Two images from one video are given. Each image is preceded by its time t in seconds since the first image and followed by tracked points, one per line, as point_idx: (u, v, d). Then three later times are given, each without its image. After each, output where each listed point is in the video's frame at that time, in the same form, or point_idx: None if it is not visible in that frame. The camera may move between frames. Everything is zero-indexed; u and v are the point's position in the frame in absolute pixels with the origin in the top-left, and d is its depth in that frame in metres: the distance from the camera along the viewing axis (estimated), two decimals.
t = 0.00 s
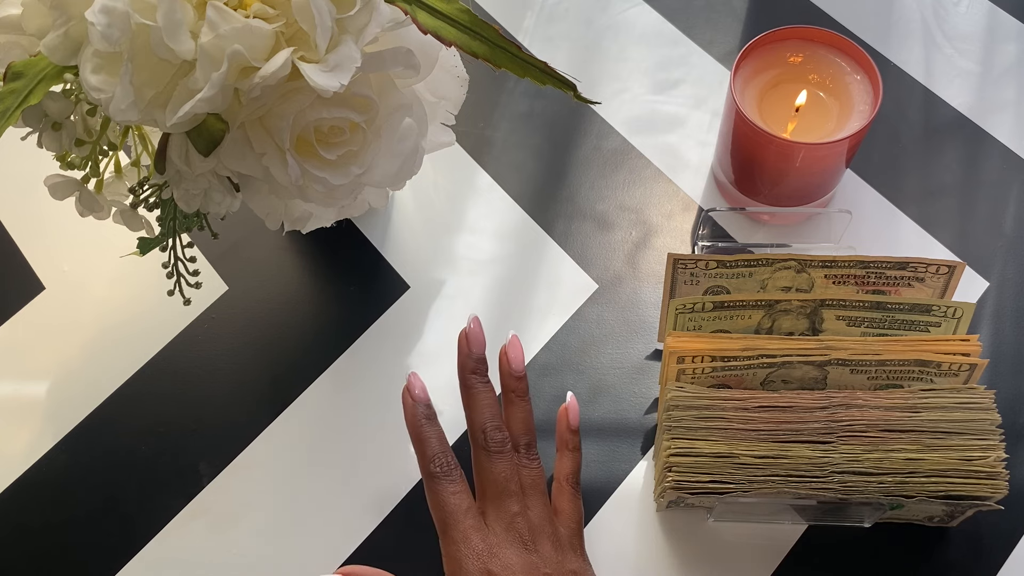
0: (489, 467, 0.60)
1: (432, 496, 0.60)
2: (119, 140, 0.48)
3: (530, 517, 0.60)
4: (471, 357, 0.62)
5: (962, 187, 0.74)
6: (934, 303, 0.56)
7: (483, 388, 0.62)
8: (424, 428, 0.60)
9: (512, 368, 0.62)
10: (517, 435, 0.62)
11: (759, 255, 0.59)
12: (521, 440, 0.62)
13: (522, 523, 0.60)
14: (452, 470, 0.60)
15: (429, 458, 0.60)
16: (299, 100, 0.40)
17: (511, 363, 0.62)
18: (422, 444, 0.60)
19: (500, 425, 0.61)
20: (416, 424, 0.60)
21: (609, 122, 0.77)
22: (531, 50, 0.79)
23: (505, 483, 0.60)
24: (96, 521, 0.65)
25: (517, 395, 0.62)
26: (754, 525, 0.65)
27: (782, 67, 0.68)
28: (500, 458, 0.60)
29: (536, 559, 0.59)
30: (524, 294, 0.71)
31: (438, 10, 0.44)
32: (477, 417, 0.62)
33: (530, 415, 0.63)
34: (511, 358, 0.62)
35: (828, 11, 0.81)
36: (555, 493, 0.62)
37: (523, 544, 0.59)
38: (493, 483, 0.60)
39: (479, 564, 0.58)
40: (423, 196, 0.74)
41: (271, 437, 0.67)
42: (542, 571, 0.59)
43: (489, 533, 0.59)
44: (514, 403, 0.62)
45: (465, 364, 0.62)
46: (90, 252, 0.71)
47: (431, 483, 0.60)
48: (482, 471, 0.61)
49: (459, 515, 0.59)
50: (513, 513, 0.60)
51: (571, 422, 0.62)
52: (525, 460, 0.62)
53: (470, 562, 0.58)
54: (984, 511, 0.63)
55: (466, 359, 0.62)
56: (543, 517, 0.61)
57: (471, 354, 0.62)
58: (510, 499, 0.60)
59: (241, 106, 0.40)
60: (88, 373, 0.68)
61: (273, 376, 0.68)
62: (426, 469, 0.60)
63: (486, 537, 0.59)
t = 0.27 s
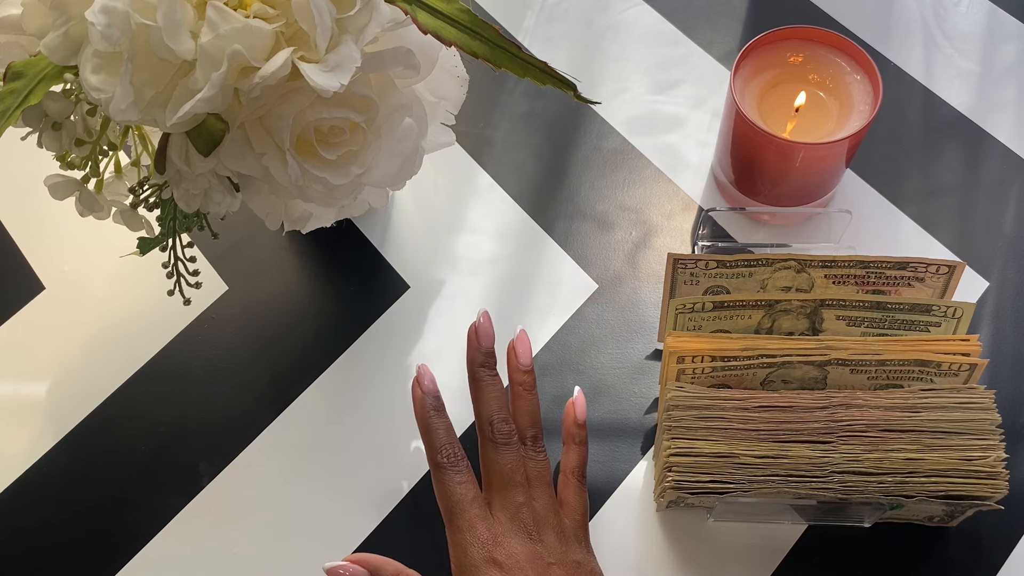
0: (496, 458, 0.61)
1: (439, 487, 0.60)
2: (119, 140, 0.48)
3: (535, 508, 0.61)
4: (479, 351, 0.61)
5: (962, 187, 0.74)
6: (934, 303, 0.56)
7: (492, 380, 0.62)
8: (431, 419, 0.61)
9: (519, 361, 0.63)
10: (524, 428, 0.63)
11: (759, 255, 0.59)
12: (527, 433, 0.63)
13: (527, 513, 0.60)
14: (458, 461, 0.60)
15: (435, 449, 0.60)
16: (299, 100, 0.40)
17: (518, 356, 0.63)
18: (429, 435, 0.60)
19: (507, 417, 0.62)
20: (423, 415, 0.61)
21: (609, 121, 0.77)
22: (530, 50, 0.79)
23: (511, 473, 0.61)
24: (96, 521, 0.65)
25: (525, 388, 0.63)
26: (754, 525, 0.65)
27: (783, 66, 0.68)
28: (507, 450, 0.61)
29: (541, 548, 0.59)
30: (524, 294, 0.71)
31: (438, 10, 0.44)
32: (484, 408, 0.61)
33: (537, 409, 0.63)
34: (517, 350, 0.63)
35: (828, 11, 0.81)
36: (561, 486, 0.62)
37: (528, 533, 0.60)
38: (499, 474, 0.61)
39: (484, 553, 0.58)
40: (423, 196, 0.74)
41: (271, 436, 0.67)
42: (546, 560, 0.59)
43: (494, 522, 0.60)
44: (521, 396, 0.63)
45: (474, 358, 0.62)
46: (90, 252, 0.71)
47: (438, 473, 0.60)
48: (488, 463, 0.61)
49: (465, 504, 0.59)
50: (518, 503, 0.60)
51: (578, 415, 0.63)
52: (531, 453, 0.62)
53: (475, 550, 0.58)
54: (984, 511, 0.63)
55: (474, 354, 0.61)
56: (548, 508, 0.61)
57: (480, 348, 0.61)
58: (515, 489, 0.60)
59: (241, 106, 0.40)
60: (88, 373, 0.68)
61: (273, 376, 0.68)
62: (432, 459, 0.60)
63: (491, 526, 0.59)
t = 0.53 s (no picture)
0: (512, 448, 0.61)
1: (456, 475, 0.60)
2: (119, 140, 0.48)
3: (550, 499, 0.61)
4: (497, 340, 0.63)
5: (962, 186, 0.74)
6: (934, 303, 0.56)
7: (507, 371, 0.63)
8: (449, 408, 0.61)
9: (532, 355, 0.63)
10: (538, 420, 0.63)
11: (759, 255, 0.59)
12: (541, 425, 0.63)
13: (542, 504, 0.60)
14: (476, 449, 0.60)
15: (453, 437, 0.61)
16: (299, 100, 0.40)
17: (532, 349, 0.64)
18: (446, 423, 0.61)
19: (523, 407, 0.62)
20: (442, 404, 0.62)
21: (609, 121, 0.77)
22: (530, 50, 0.79)
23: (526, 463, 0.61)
24: (96, 521, 0.65)
25: (538, 380, 0.64)
26: (754, 526, 0.65)
27: (783, 66, 0.68)
28: (523, 440, 0.61)
29: (556, 538, 0.59)
30: (524, 294, 0.71)
31: (438, 10, 0.44)
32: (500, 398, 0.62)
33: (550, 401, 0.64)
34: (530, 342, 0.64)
35: (828, 11, 0.81)
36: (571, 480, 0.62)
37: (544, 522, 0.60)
38: (515, 464, 0.61)
39: (501, 541, 0.59)
40: (423, 196, 0.74)
41: (271, 436, 0.67)
42: (561, 550, 0.59)
43: (510, 511, 0.60)
44: (534, 388, 0.63)
45: (491, 348, 0.63)
46: (90, 252, 0.71)
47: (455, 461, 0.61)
48: (504, 453, 0.61)
49: (482, 493, 0.60)
50: (533, 493, 0.60)
51: (586, 409, 0.63)
52: (545, 445, 0.62)
53: (492, 538, 0.59)
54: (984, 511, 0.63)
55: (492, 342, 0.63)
56: (562, 499, 0.61)
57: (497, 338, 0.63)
58: (531, 479, 0.61)
59: (240, 106, 0.40)
60: (87, 374, 0.68)
61: (273, 376, 0.68)
62: (450, 448, 0.61)
63: (507, 515, 0.60)
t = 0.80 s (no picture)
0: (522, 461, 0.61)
1: (467, 488, 0.60)
2: (119, 140, 0.48)
3: (561, 511, 0.61)
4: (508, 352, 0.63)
5: (962, 187, 0.74)
6: (934, 303, 0.56)
7: (517, 383, 0.63)
8: (459, 421, 0.61)
9: (540, 368, 0.64)
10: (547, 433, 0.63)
11: (759, 255, 0.59)
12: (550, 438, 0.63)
13: (553, 516, 0.60)
14: (487, 462, 0.60)
15: (464, 449, 0.60)
16: (299, 100, 0.40)
17: (540, 363, 0.64)
18: (456, 436, 0.61)
19: (533, 420, 0.62)
20: (451, 417, 0.61)
21: (609, 121, 0.77)
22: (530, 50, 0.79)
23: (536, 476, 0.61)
24: (96, 521, 0.65)
25: (545, 394, 0.64)
26: (754, 526, 0.65)
27: (783, 66, 0.68)
28: (533, 452, 0.61)
29: (567, 550, 0.59)
30: (524, 294, 0.71)
31: (438, 10, 0.44)
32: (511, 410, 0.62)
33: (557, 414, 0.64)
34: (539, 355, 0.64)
35: (828, 11, 0.81)
36: (578, 493, 0.62)
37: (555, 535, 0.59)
38: (526, 476, 0.61)
39: (514, 554, 0.59)
40: (424, 196, 0.74)
41: (271, 436, 0.67)
42: (573, 562, 0.59)
43: (522, 524, 0.60)
44: (542, 401, 0.63)
45: (500, 362, 0.63)
46: (91, 252, 0.71)
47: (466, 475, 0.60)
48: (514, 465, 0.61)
49: (494, 505, 0.59)
50: (545, 505, 0.60)
51: (591, 423, 0.64)
52: (554, 458, 0.62)
53: (504, 550, 0.59)
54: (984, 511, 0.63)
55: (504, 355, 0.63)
56: (571, 511, 0.61)
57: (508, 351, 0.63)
58: (542, 491, 0.61)
59: (240, 106, 0.40)
60: (87, 374, 0.68)
61: (273, 376, 0.68)
62: (460, 461, 0.60)
63: (519, 527, 0.59)
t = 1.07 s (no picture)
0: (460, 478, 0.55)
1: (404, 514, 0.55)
2: (119, 140, 0.48)
3: (506, 526, 0.55)
4: (433, 367, 0.56)
5: (962, 187, 0.74)
6: (934, 303, 0.56)
7: (449, 398, 0.56)
8: (391, 445, 0.54)
9: (472, 380, 0.57)
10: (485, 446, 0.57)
11: (759, 255, 0.59)
12: (488, 451, 0.56)
13: (496, 531, 0.55)
14: (421, 485, 0.54)
15: (396, 475, 0.54)
16: (299, 100, 0.40)
17: (471, 374, 0.57)
18: (389, 460, 0.54)
19: (469, 435, 0.56)
20: (381, 440, 0.54)
21: (609, 121, 0.77)
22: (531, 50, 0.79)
23: (476, 493, 0.55)
24: (96, 521, 0.65)
25: (481, 406, 0.57)
26: (754, 526, 0.65)
27: (782, 66, 0.68)
28: (470, 469, 0.55)
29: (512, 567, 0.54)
30: (524, 294, 0.71)
31: (438, 10, 0.44)
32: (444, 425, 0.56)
33: (496, 427, 0.58)
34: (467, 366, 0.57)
35: (828, 11, 0.81)
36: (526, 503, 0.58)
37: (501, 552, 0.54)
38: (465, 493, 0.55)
39: None
40: (424, 196, 0.74)
41: (271, 436, 0.67)
42: None
43: (463, 545, 0.54)
44: (479, 414, 0.57)
45: (428, 377, 0.56)
46: (90, 252, 0.71)
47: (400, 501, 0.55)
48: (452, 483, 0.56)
49: (431, 529, 0.54)
50: (486, 522, 0.55)
51: (533, 429, 0.58)
52: (495, 471, 0.56)
53: None
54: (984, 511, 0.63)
55: (433, 370, 0.56)
56: (518, 525, 0.56)
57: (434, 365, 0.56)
58: (483, 507, 0.55)
59: (241, 106, 0.40)
60: (87, 374, 0.68)
61: (273, 376, 0.68)
62: (393, 487, 0.55)
63: (459, 551, 0.54)
